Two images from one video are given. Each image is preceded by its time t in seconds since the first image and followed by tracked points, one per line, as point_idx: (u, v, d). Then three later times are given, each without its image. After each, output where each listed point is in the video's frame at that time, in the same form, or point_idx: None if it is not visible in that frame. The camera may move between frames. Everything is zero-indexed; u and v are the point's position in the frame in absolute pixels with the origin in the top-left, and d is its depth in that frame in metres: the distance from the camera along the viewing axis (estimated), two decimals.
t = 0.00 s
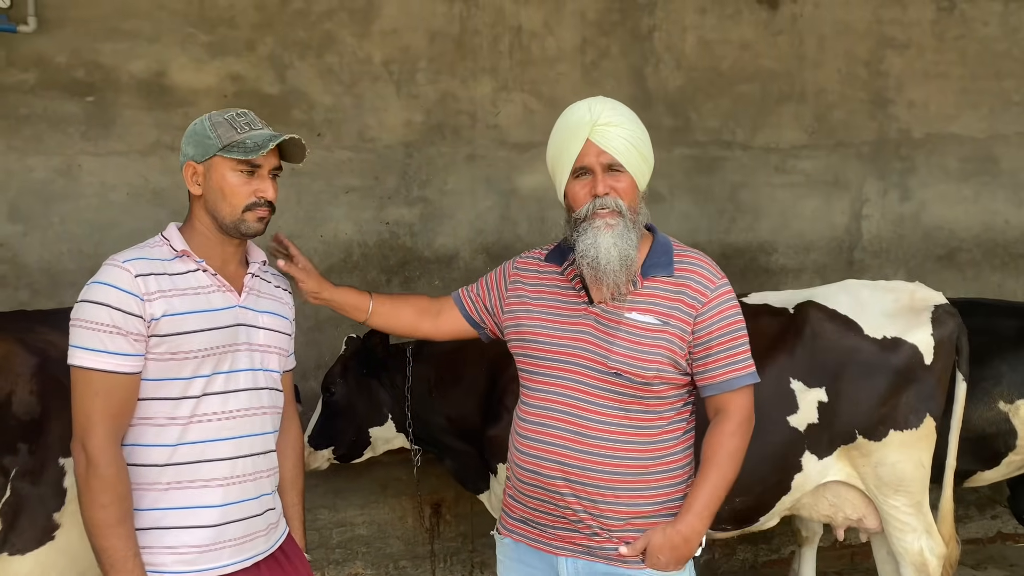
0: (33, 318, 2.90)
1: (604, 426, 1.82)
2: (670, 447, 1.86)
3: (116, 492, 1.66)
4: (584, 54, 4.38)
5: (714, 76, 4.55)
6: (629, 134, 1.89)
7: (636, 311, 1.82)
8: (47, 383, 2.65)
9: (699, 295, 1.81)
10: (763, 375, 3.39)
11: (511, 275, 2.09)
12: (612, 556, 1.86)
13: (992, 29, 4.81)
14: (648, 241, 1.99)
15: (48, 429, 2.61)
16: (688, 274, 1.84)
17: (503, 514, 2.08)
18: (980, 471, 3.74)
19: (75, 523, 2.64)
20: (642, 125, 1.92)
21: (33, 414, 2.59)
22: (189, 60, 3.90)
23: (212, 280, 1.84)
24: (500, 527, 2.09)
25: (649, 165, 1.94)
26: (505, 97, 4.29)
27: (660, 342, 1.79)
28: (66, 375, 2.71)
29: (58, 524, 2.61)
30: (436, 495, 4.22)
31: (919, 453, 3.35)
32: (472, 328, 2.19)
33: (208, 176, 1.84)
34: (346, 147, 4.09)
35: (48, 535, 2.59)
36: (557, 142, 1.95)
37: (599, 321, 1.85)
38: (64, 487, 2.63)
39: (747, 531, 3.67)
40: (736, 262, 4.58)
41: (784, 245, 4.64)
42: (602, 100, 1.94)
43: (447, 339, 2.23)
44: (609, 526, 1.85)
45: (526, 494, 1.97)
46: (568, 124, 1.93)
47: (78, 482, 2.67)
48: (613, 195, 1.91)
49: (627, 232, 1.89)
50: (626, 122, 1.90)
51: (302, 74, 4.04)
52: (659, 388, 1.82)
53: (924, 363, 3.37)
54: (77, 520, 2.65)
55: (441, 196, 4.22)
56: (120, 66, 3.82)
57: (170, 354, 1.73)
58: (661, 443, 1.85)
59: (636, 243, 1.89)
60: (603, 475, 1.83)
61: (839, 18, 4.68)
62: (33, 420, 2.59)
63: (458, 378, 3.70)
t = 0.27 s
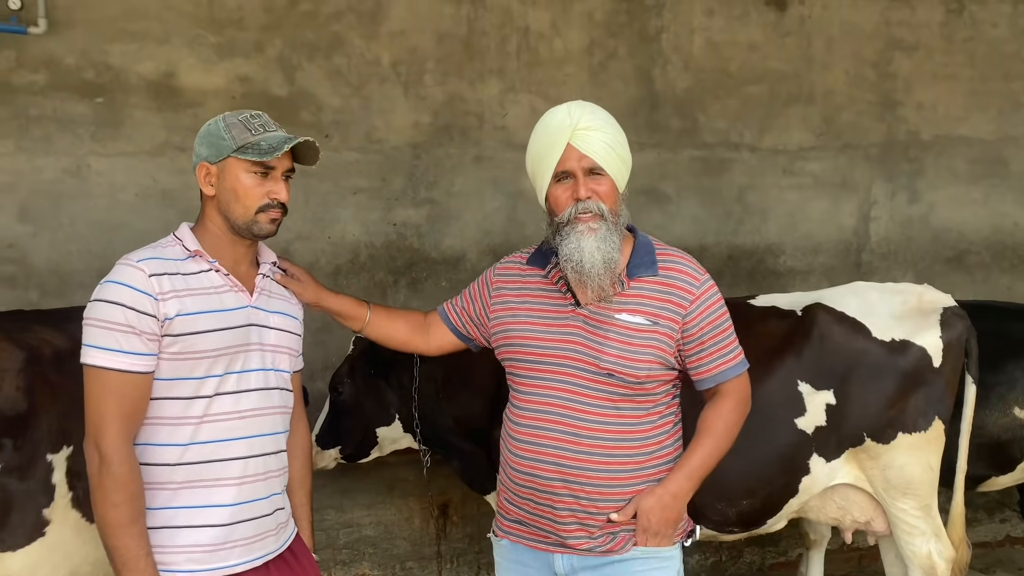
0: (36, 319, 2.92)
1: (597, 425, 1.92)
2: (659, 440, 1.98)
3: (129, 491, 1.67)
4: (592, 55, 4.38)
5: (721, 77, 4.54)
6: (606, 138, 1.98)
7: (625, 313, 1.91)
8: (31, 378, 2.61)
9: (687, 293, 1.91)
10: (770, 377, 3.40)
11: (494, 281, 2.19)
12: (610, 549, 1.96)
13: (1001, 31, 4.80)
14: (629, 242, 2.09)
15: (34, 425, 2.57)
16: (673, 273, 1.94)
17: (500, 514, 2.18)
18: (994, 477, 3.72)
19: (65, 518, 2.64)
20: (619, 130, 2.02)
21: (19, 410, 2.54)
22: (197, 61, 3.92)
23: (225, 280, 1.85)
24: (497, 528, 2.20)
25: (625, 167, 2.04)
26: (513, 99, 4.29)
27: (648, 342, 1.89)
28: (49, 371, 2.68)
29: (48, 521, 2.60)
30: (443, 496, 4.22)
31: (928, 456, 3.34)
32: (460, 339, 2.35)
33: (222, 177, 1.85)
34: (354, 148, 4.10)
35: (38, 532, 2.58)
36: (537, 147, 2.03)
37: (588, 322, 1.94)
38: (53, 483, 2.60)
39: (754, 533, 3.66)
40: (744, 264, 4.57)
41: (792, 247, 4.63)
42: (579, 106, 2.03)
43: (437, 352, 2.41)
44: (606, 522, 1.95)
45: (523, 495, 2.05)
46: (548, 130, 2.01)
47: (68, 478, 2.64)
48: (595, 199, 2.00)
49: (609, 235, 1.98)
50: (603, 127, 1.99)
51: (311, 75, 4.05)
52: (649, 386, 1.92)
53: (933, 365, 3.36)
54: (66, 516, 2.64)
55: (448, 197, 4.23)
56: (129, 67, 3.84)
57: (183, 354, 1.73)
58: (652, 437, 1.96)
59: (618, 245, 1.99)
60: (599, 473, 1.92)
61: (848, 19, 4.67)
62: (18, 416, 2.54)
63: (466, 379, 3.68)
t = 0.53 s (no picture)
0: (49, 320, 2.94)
1: (592, 425, 1.93)
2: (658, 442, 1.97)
3: (144, 490, 1.68)
4: (602, 58, 4.38)
5: (732, 80, 4.54)
6: (594, 142, 1.99)
7: (617, 313, 1.92)
8: (26, 376, 2.57)
9: (680, 292, 1.91)
10: (780, 382, 3.40)
11: (497, 286, 2.25)
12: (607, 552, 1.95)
13: (1013, 33, 4.78)
14: (624, 242, 2.09)
15: (27, 424, 2.53)
16: (668, 272, 1.94)
17: (505, 520, 2.19)
18: (1009, 484, 3.70)
19: (62, 518, 2.59)
20: (609, 132, 2.03)
21: (14, 409, 2.50)
22: (210, 64, 3.94)
23: (240, 282, 1.86)
24: (502, 532, 2.21)
25: (617, 170, 2.04)
26: (523, 101, 4.30)
27: (642, 342, 1.90)
28: (44, 369, 2.64)
29: (45, 519, 2.55)
30: (452, 498, 4.23)
31: (939, 460, 3.32)
32: (467, 346, 2.42)
33: (239, 180, 1.87)
34: (365, 151, 4.12)
35: (36, 531, 2.52)
36: (528, 153, 2.07)
37: (583, 324, 1.97)
38: (49, 482, 2.56)
39: (763, 537, 3.65)
40: (754, 266, 4.56)
41: (802, 250, 4.62)
42: (567, 110, 2.05)
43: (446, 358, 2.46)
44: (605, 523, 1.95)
45: (525, 498, 2.07)
46: (538, 136, 2.04)
47: (63, 477, 2.60)
48: (586, 202, 2.02)
49: (601, 236, 1.99)
50: (592, 131, 2.00)
51: (322, 78, 4.07)
52: (645, 386, 1.92)
53: (944, 369, 3.33)
54: (63, 515, 2.59)
55: (458, 200, 4.24)
56: (142, 70, 3.87)
57: (198, 355, 1.75)
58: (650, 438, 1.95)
59: (610, 246, 1.99)
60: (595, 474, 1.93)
61: (859, 22, 4.65)
62: (13, 414, 2.49)
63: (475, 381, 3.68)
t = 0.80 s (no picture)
0: (59, 321, 3.00)
1: (598, 425, 1.93)
2: (668, 443, 1.95)
3: (162, 489, 1.70)
4: (616, 61, 4.38)
5: (746, 82, 4.53)
6: (599, 142, 2.00)
7: (622, 310, 1.92)
8: (32, 376, 2.59)
9: (684, 286, 1.90)
10: (795, 385, 3.39)
11: (508, 289, 2.27)
12: (616, 552, 1.94)
13: None
14: (631, 242, 2.08)
15: (33, 423, 2.54)
16: (674, 269, 1.93)
17: (519, 521, 2.21)
18: None
19: (68, 516, 2.62)
20: (615, 133, 2.04)
21: (21, 408, 2.51)
22: (226, 67, 3.97)
23: (258, 283, 1.88)
24: (516, 533, 2.23)
25: (624, 169, 2.04)
26: (536, 104, 4.30)
27: (646, 338, 1.87)
28: (48, 369, 2.67)
29: (52, 518, 2.56)
30: (466, 500, 4.23)
31: (956, 464, 3.29)
32: (481, 350, 2.43)
33: (259, 182, 1.88)
34: (379, 154, 4.13)
35: (43, 529, 2.53)
36: (536, 155, 2.08)
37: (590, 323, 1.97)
38: (56, 481, 2.58)
39: (777, 540, 3.64)
40: (768, 269, 4.55)
41: (817, 253, 4.60)
42: (573, 112, 2.07)
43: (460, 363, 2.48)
44: (614, 524, 1.94)
45: (536, 498, 2.08)
46: (545, 138, 2.06)
47: (69, 475, 2.62)
48: (594, 202, 2.02)
49: (609, 236, 1.99)
50: (597, 131, 2.01)
51: (336, 81, 4.09)
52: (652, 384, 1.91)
53: (960, 372, 3.31)
54: (69, 514, 2.61)
55: (472, 202, 4.25)
56: (159, 73, 3.90)
57: (217, 355, 1.76)
58: (660, 438, 1.93)
59: (619, 245, 1.99)
60: (604, 475, 1.92)
61: (874, 24, 4.64)
62: (19, 414, 2.51)
63: (489, 383, 3.69)
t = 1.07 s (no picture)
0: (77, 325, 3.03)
1: (613, 429, 1.92)
2: (683, 447, 1.95)
3: (181, 490, 1.71)
4: (630, 64, 4.39)
5: (761, 85, 4.52)
6: (608, 148, 2.01)
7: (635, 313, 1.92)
8: (46, 379, 2.63)
9: (697, 286, 1.90)
10: (811, 388, 3.37)
11: (521, 294, 2.28)
12: (632, 556, 1.95)
13: None
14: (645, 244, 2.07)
15: (48, 425, 2.57)
16: (686, 270, 1.94)
17: (535, 526, 2.22)
18: None
19: (84, 518, 2.62)
20: (623, 138, 2.05)
21: (37, 410, 2.55)
22: (242, 72, 4.00)
23: (276, 286, 1.90)
24: (531, 537, 2.24)
25: (633, 173, 2.04)
26: (550, 107, 4.31)
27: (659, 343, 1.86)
28: (63, 372, 2.71)
29: (69, 520, 2.57)
30: (480, 502, 4.24)
31: (973, 470, 3.27)
32: (496, 355, 2.43)
33: (278, 186, 1.90)
34: (393, 157, 4.15)
35: (60, 531, 2.55)
36: (545, 163, 2.08)
37: (602, 328, 1.99)
38: (71, 483, 2.60)
39: (792, 545, 3.62)
40: (782, 272, 4.53)
41: (832, 256, 4.58)
42: (579, 119, 2.08)
43: (475, 367, 2.47)
44: (629, 529, 1.94)
45: (551, 502, 2.09)
46: (553, 145, 2.07)
47: (85, 477, 2.64)
48: (604, 207, 2.01)
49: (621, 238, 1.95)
50: (604, 137, 2.02)
51: (351, 85, 4.11)
52: (664, 387, 1.92)
53: (978, 377, 3.29)
54: (85, 516, 2.62)
55: (486, 205, 4.26)
56: (176, 77, 3.94)
57: (235, 357, 1.78)
58: (675, 443, 1.93)
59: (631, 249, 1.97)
60: (619, 480, 1.92)
61: (890, 26, 4.62)
62: (35, 416, 2.54)
63: (503, 386, 3.70)
